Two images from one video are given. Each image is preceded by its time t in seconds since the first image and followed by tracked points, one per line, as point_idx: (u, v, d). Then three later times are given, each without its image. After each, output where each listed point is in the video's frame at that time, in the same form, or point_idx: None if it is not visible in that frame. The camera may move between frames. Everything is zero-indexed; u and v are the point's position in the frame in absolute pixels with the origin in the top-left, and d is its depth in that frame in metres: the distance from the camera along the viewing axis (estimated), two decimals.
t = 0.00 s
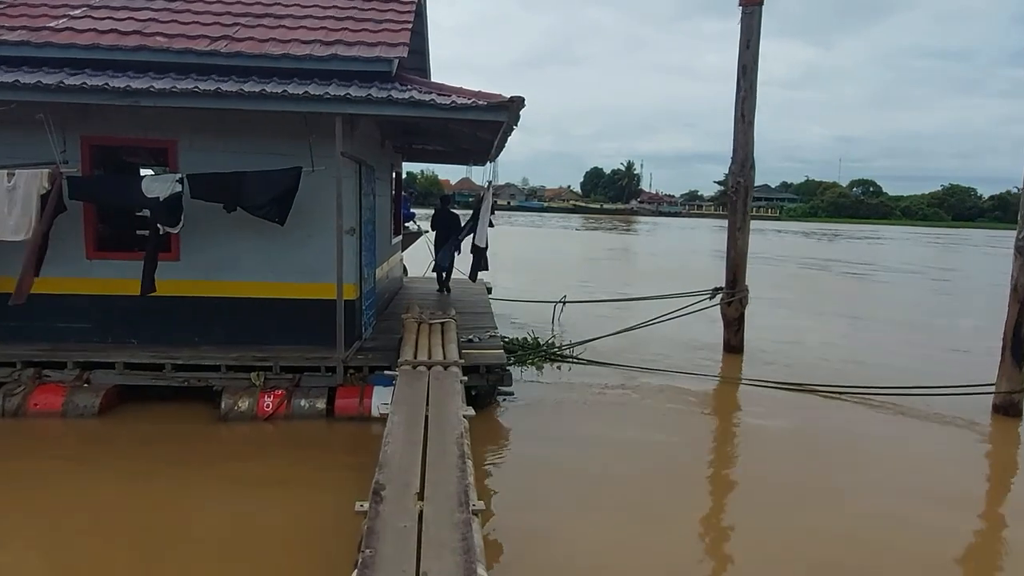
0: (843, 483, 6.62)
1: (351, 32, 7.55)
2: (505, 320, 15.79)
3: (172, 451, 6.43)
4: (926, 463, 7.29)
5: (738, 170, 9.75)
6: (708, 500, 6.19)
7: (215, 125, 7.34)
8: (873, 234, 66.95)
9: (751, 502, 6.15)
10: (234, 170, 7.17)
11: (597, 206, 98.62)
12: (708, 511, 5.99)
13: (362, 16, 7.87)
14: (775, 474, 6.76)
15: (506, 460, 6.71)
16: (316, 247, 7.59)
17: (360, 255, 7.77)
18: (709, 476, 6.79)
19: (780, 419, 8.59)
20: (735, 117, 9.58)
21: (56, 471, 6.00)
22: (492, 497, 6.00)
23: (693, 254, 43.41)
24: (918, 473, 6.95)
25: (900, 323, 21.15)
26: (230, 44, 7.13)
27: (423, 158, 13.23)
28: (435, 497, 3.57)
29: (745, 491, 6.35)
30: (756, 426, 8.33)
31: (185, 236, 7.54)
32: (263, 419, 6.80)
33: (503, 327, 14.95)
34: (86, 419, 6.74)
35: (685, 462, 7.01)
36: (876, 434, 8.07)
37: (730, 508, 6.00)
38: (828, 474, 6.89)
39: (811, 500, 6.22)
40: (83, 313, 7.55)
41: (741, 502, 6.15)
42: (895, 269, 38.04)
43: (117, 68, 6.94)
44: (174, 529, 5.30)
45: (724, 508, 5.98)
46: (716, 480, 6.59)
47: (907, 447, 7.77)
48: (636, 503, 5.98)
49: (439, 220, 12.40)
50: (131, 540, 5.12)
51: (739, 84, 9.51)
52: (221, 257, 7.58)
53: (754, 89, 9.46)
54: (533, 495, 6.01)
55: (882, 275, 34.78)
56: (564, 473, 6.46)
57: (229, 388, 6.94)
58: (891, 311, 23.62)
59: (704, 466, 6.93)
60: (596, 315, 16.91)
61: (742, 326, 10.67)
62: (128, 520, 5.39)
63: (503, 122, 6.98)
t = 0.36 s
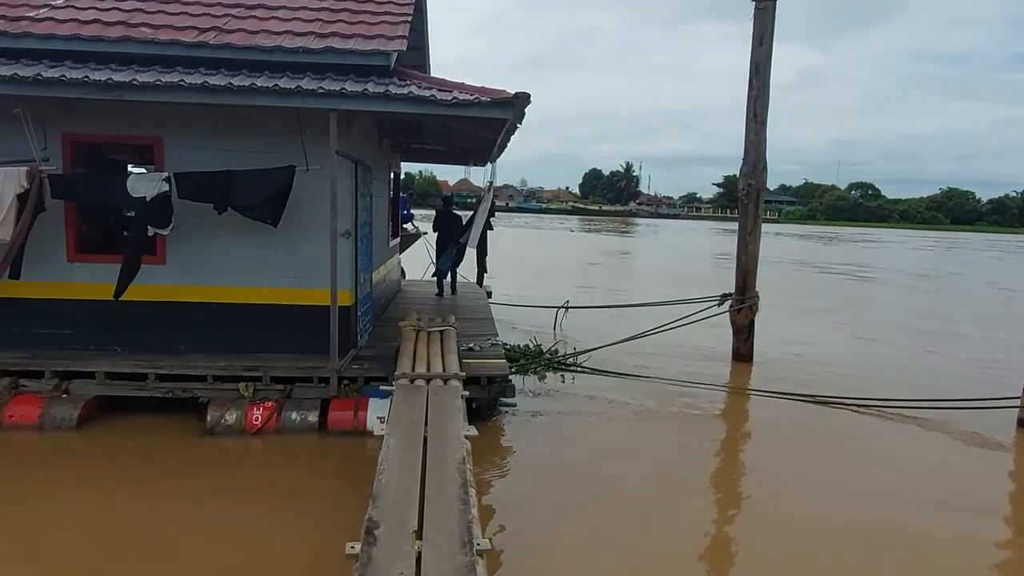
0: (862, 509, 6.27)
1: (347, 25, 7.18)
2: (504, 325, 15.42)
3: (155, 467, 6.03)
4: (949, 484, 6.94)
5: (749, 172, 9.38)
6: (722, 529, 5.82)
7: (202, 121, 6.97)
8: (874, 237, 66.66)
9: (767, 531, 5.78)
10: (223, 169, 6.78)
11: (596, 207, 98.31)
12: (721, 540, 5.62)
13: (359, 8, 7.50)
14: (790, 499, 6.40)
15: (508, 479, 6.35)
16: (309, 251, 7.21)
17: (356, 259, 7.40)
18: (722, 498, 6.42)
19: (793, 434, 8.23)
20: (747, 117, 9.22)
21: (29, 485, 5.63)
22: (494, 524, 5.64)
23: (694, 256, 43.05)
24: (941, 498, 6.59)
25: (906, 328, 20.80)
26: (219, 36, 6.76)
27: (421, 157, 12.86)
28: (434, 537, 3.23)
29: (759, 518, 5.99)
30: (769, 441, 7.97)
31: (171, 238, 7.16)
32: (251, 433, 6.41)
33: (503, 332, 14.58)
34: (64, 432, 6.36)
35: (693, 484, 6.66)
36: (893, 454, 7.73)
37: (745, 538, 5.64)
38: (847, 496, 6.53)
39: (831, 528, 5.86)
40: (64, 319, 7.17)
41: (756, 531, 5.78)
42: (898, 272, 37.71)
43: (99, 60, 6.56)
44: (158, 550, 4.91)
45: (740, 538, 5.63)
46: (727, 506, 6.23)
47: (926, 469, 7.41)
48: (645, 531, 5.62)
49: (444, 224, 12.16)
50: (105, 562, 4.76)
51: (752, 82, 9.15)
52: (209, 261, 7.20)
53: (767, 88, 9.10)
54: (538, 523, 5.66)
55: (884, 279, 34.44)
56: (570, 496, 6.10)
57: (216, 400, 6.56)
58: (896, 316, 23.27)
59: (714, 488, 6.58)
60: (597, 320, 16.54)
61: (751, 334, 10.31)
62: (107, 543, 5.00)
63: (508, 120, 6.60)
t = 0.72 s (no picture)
0: (882, 529, 5.97)
1: (343, 17, 6.88)
2: (503, 326, 15.12)
3: (138, 478, 5.71)
4: (969, 502, 6.65)
5: (758, 173, 9.10)
6: (734, 549, 5.54)
7: (191, 117, 6.66)
8: (874, 237, 66.43)
9: (782, 554, 5.48)
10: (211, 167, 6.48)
11: (595, 206, 97.90)
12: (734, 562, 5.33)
13: None
14: (806, 518, 6.10)
15: (509, 495, 6.04)
16: (302, 252, 6.91)
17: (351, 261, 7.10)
18: (733, 514, 6.13)
19: (804, 445, 7.95)
20: (757, 115, 8.93)
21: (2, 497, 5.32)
22: (494, 545, 5.33)
23: (694, 255, 42.75)
24: (963, 517, 6.30)
25: (911, 330, 20.52)
26: (208, 27, 6.44)
27: (420, 155, 12.56)
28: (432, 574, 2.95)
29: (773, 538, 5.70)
30: (779, 453, 7.68)
31: (158, 239, 6.86)
32: (240, 444, 6.10)
33: (502, 334, 14.29)
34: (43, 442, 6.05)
35: (704, 501, 6.35)
36: (909, 468, 7.43)
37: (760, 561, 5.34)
38: (864, 514, 6.24)
39: (850, 550, 5.56)
40: (45, 322, 6.87)
41: (771, 554, 5.48)
42: (900, 273, 37.45)
43: (83, 52, 6.25)
44: (143, 570, 4.57)
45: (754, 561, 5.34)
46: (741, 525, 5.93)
47: (943, 483, 7.13)
48: (655, 553, 5.32)
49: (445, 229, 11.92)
50: None
51: (761, 79, 8.86)
52: (197, 262, 6.90)
53: (778, 86, 8.81)
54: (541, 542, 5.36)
55: (886, 280, 34.18)
56: (574, 513, 5.81)
57: (203, 410, 6.25)
58: (900, 317, 23.00)
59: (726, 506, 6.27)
60: (598, 321, 16.25)
61: (758, 339, 10.03)
62: (87, 565, 4.65)
63: (511, 117, 6.30)
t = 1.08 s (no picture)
0: (907, 547, 5.61)
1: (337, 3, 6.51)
2: (503, 328, 14.76)
3: (114, 492, 5.35)
4: (996, 516, 6.29)
5: (770, 170, 8.73)
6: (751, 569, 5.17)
7: (175, 108, 6.29)
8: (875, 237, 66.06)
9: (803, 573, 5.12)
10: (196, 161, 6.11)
11: (595, 206, 97.57)
12: None
13: None
14: (825, 533, 5.73)
15: (511, 510, 5.67)
16: (293, 251, 6.56)
17: (345, 262, 6.74)
18: (749, 530, 5.77)
19: (819, 454, 7.59)
20: (769, 111, 8.57)
21: None
22: (496, 565, 4.96)
23: (696, 256, 42.35)
24: (991, 532, 5.94)
25: (918, 332, 20.13)
26: (193, 13, 6.08)
27: (419, 152, 12.20)
28: None
29: (792, 556, 5.34)
30: (794, 463, 7.32)
31: (141, 237, 6.50)
32: (225, 456, 5.73)
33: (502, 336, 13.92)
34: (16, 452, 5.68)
35: (716, 515, 5.99)
36: (931, 480, 7.06)
37: None
38: (888, 529, 5.88)
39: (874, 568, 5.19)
40: (22, 325, 6.51)
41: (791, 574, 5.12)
42: (903, 273, 37.06)
43: (60, 38, 5.89)
44: None
45: None
46: (756, 542, 5.57)
47: (967, 496, 6.77)
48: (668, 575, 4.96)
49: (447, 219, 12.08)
50: None
51: (774, 73, 8.49)
52: (182, 262, 6.54)
53: (791, 79, 8.45)
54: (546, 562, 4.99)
55: (890, 281, 33.79)
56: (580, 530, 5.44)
57: (186, 419, 5.89)
58: (906, 319, 22.62)
59: (739, 522, 5.91)
60: (600, 322, 15.88)
61: (769, 343, 9.66)
62: None
63: (514, 109, 5.93)
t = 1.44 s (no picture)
0: (939, 566, 5.25)
1: None
2: (506, 329, 14.37)
3: (90, 509, 4.99)
4: None
5: (784, 166, 8.36)
6: None
7: (158, 100, 5.93)
8: (878, 234, 65.62)
9: None
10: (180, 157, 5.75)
11: (595, 204, 97.14)
12: None
13: None
14: (851, 551, 5.36)
15: (515, 527, 5.30)
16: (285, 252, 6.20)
17: (340, 263, 6.37)
18: (770, 544, 5.40)
19: (839, 462, 7.22)
20: (783, 104, 8.20)
21: None
22: None
23: (699, 254, 41.96)
24: None
25: (929, 330, 19.70)
26: None
27: (418, 148, 11.82)
28: None
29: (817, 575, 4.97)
30: (813, 471, 6.95)
31: (123, 238, 6.14)
32: (210, 471, 5.36)
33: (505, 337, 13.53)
34: None
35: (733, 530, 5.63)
36: (957, 489, 6.69)
37: None
38: (917, 544, 5.51)
39: None
40: None
41: None
42: (909, 271, 36.65)
43: (34, 26, 5.52)
44: None
45: None
46: (779, 560, 5.18)
47: (998, 505, 6.39)
48: None
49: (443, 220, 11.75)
50: None
51: (789, 64, 8.12)
52: (167, 265, 6.18)
53: (807, 71, 8.08)
54: None
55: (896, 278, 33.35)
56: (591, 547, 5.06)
57: (169, 432, 5.53)
58: (915, 317, 22.21)
59: (758, 536, 5.54)
60: (605, 322, 15.50)
61: (782, 346, 9.29)
62: None
63: (519, 100, 5.55)
